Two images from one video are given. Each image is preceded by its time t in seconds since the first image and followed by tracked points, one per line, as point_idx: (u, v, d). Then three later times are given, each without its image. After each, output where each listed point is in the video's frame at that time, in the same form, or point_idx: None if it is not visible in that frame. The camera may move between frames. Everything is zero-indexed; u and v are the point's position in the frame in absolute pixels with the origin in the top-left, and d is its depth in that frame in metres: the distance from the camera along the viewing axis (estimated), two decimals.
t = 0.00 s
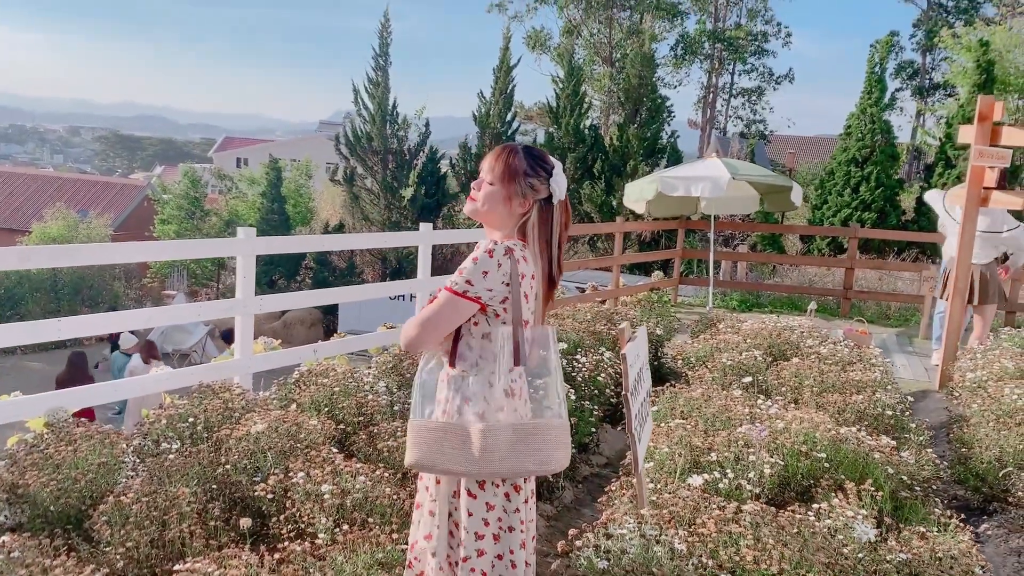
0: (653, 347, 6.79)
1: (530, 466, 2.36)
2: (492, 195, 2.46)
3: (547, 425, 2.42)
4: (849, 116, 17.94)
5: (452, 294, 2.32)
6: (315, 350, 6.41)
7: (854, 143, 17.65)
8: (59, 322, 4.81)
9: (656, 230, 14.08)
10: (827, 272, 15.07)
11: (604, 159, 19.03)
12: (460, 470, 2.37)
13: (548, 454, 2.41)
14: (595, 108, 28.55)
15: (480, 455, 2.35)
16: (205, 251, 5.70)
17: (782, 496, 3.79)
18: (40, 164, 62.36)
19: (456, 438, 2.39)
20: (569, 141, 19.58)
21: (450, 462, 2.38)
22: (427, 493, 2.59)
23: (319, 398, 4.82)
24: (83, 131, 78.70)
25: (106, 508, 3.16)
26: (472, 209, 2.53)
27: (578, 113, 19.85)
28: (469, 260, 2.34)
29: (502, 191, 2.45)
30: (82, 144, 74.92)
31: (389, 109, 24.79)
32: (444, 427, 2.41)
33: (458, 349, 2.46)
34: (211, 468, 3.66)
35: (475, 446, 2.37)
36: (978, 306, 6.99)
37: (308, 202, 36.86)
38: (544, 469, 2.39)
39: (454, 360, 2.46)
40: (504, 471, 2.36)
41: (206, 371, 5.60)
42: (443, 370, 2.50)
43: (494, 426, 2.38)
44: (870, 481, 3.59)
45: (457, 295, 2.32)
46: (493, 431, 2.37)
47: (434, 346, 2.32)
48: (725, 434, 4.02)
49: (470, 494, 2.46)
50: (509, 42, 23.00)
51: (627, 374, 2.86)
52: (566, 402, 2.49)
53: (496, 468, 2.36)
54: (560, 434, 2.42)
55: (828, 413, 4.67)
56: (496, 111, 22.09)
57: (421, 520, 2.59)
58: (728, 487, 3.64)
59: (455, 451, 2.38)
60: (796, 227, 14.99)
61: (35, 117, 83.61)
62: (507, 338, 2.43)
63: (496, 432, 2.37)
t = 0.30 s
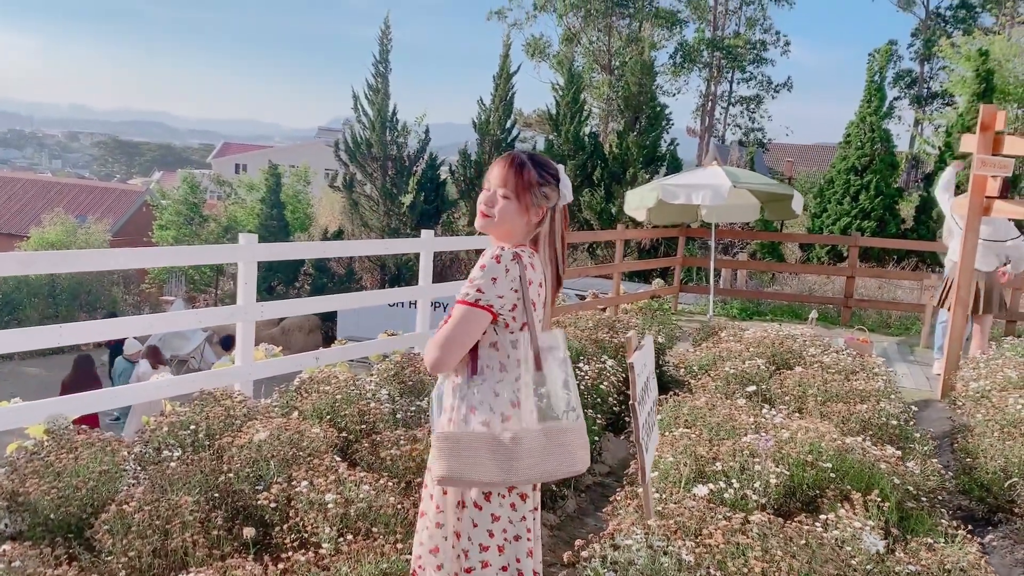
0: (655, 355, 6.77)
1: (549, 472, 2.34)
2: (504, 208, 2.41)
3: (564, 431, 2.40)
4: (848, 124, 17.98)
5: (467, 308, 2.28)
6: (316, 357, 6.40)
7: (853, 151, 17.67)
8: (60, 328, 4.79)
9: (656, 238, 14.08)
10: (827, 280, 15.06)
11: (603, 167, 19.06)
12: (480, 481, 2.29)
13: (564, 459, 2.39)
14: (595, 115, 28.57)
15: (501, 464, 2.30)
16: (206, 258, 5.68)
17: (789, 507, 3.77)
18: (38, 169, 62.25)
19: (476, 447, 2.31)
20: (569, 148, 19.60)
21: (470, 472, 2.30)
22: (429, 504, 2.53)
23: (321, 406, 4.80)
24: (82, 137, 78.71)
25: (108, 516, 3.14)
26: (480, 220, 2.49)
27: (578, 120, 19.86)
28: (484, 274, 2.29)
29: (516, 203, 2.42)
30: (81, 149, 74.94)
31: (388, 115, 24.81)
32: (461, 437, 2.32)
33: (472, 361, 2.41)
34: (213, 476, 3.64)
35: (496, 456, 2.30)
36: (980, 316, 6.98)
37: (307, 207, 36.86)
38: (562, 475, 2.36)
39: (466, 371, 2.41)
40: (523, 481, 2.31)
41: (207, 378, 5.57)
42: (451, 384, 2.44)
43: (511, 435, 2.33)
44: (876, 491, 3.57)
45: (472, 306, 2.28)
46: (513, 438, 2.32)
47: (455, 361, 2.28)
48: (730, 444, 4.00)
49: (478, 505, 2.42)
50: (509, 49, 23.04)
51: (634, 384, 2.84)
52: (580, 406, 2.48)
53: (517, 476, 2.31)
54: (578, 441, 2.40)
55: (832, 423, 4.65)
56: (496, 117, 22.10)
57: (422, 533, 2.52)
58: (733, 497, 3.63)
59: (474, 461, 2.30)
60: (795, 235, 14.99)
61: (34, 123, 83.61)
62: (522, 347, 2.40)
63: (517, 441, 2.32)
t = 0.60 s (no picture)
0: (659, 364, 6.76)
1: (579, 480, 2.34)
2: (521, 223, 2.40)
3: (592, 437, 2.42)
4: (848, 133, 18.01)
5: (485, 318, 2.26)
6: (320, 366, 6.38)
7: (853, 159, 17.69)
8: (64, 336, 4.77)
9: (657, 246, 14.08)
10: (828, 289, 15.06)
11: (603, 175, 19.08)
12: (514, 492, 2.26)
13: (590, 466, 2.39)
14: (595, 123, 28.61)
15: (534, 473, 2.28)
16: (209, 266, 5.66)
17: (797, 518, 3.76)
18: (38, 176, 62.25)
19: (510, 457, 2.28)
20: (569, 157, 19.60)
21: (504, 483, 2.27)
22: (441, 515, 2.48)
23: (326, 416, 4.78)
24: (82, 144, 78.81)
25: (113, 528, 3.12)
26: (494, 235, 2.47)
27: (578, 128, 19.88)
28: (501, 285, 2.27)
29: (532, 219, 2.41)
30: (80, 156, 75.01)
31: (389, 123, 24.84)
32: (494, 449, 2.28)
33: (491, 372, 2.38)
34: (218, 486, 3.62)
35: (529, 467, 2.28)
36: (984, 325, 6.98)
37: (306, 215, 36.87)
38: (590, 481, 2.38)
39: (484, 383, 2.38)
40: (556, 489, 2.31)
41: (210, 387, 5.55)
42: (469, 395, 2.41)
43: (540, 443, 2.31)
44: (885, 503, 3.55)
45: (490, 315, 2.25)
46: (546, 447, 2.31)
47: (474, 373, 2.25)
48: (738, 454, 3.99)
49: (491, 517, 2.40)
50: (509, 57, 23.09)
51: (644, 395, 2.83)
52: (604, 412, 2.50)
53: (550, 485, 2.29)
54: (604, 447, 2.43)
55: (839, 433, 4.64)
56: (496, 125, 22.12)
57: (435, 545, 2.46)
58: (741, 508, 3.62)
59: (508, 472, 2.26)
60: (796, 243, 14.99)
61: (34, 130, 83.67)
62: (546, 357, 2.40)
63: (548, 448, 2.31)
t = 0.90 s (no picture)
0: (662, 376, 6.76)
1: (601, 495, 2.32)
2: (541, 242, 2.40)
3: (612, 451, 2.40)
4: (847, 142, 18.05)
5: (511, 329, 2.23)
6: (323, 376, 6.35)
7: (852, 168, 17.73)
8: (67, 348, 4.75)
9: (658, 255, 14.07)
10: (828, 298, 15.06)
11: (602, 184, 19.11)
12: (540, 506, 2.24)
13: (613, 480, 2.38)
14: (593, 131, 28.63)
15: (560, 488, 2.26)
16: (213, 276, 5.63)
17: (807, 531, 3.74)
18: (35, 185, 62.15)
19: (537, 472, 2.26)
20: (568, 166, 19.62)
21: (531, 496, 2.24)
22: (460, 531, 2.45)
23: (331, 428, 4.75)
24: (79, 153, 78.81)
25: (122, 543, 3.10)
26: (514, 252, 2.45)
27: (577, 137, 19.91)
28: (527, 297, 2.26)
29: (551, 235, 2.41)
30: (77, 164, 74.99)
31: (388, 132, 24.86)
32: (519, 462, 2.25)
33: (513, 387, 2.36)
34: (225, 500, 3.60)
35: (555, 480, 2.27)
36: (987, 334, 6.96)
37: (304, 223, 36.84)
38: (614, 495, 2.36)
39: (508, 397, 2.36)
40: (578, 504, 2.29)
41: (213, 399, 5.52)
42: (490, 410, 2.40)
43: (563, 459, 2.30)
44: (896, 515, 3.54)
45: (516, 326, 2.23)
46: (570, 461, 2.29)
47: (500, 386, 2.22)
48: (747, 466, 3.97)
49: (511, 533, 2.38)
50: (508, 67, 23.14)
51: (658, 408, 2.81)
52: (623, 426, 2.49)
53: (574, 499, 2.28)
54: (626, 462, 2.41)
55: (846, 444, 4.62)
56: (495, 135, 22.02)
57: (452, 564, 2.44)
58: (751, 521, 3.61)
59: (534, 486, 2.24)
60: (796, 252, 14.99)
61: (30, 139, 83.69)
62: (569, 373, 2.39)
63: (573, 463, 2.29)
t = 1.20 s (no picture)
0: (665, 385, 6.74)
1: (628, 511, 2.33)
2: (558, 257, 2.39)
3: (637, 467, 2.40)
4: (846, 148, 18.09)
5: (548, 345, 2.19)
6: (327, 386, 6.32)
7: (851, 175, 17.77)
8: (72, 360, 4.73)
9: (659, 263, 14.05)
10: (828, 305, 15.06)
11: (601, 191, 19.12)
12: (578, 525, 2.23)
13: (637, 495, 2.38)
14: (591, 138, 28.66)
15: (593, 506, 2.26)
16: (216, 285, 5.60)
17: (816, 542, 3.72)
18: (32, 194, 62.09)
19: (571, 492, 2.25)
20: (567, 173, 19.64)
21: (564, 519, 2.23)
22: (480, 552, 2.35)
23: (335, 439, 4.72)
24: (76, 161, 78.82)
25: (128, 558, 3.07)
26: (532, 269, 2.43)
27: (576, 145, 19.95)
28: (560, 310, 2.21)
29: (567, 250, 2.41)
30: (75, 173, 74.97)
31: (387, 140, 24.89)
32: (557, 481, 2.24)
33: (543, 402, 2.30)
34: (231, 513, 3.57)
35: (589, 499, 2.26)
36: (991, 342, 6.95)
37: (302, 231, 36.83)
38: (639, 510, 2.38)
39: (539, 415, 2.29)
40: (609, 522, 2.29)
41: (216, 410, 5.49)
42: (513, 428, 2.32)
43: (593, 476, 2.29)
44: (906, 525, 3.52)
45: (552, 342, 2.18)
46: (602, 480, 2.29)
47: (536, 402, 2.18)
48: (755, 477, 3.95)
49: (536, 551, 2.32)
50: (507, 75, 23.20)
51: (670, 420, 2.80)
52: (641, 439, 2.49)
53: (606, 517, 2.28)
54: (649, 478, 2.43)
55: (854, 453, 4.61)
56: (493, 143, 22.02)
57: None
58: (761, 531, 3.58)
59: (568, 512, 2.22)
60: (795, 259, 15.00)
61: (27, 149, 83.69)
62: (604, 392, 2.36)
63: (606, 480, 2.30)
